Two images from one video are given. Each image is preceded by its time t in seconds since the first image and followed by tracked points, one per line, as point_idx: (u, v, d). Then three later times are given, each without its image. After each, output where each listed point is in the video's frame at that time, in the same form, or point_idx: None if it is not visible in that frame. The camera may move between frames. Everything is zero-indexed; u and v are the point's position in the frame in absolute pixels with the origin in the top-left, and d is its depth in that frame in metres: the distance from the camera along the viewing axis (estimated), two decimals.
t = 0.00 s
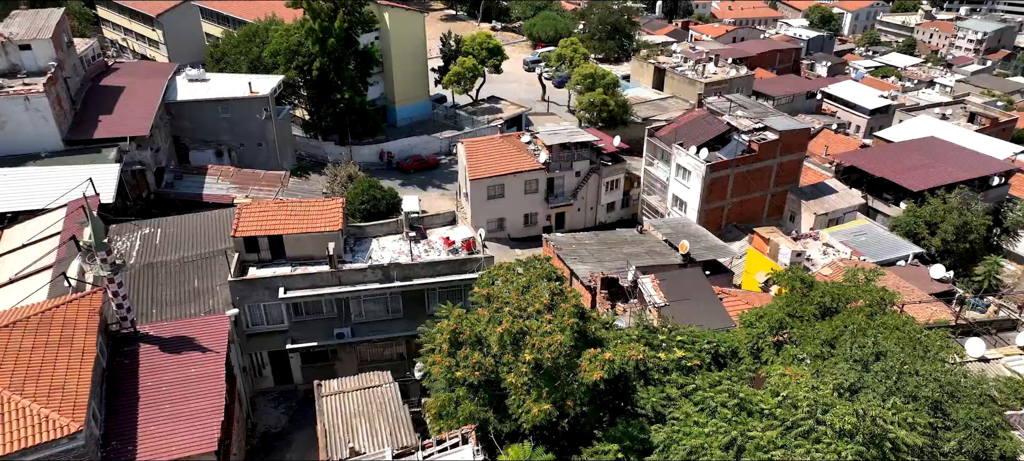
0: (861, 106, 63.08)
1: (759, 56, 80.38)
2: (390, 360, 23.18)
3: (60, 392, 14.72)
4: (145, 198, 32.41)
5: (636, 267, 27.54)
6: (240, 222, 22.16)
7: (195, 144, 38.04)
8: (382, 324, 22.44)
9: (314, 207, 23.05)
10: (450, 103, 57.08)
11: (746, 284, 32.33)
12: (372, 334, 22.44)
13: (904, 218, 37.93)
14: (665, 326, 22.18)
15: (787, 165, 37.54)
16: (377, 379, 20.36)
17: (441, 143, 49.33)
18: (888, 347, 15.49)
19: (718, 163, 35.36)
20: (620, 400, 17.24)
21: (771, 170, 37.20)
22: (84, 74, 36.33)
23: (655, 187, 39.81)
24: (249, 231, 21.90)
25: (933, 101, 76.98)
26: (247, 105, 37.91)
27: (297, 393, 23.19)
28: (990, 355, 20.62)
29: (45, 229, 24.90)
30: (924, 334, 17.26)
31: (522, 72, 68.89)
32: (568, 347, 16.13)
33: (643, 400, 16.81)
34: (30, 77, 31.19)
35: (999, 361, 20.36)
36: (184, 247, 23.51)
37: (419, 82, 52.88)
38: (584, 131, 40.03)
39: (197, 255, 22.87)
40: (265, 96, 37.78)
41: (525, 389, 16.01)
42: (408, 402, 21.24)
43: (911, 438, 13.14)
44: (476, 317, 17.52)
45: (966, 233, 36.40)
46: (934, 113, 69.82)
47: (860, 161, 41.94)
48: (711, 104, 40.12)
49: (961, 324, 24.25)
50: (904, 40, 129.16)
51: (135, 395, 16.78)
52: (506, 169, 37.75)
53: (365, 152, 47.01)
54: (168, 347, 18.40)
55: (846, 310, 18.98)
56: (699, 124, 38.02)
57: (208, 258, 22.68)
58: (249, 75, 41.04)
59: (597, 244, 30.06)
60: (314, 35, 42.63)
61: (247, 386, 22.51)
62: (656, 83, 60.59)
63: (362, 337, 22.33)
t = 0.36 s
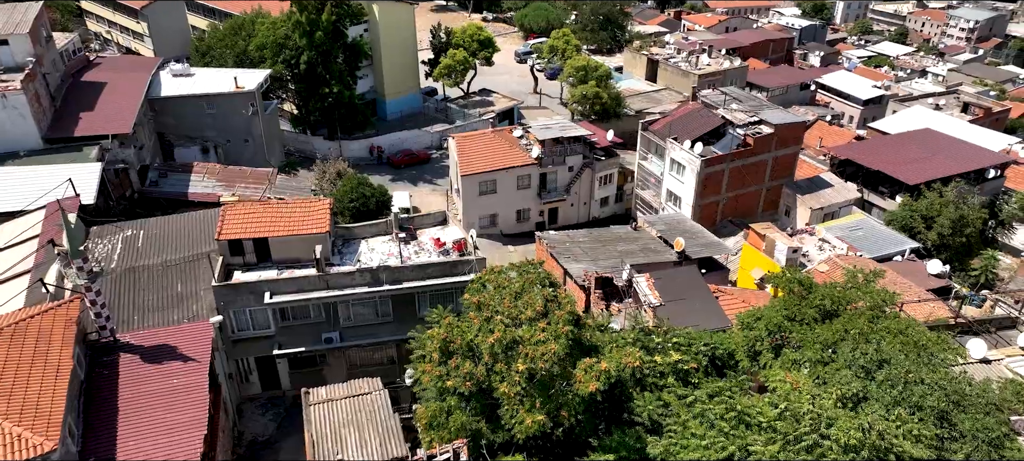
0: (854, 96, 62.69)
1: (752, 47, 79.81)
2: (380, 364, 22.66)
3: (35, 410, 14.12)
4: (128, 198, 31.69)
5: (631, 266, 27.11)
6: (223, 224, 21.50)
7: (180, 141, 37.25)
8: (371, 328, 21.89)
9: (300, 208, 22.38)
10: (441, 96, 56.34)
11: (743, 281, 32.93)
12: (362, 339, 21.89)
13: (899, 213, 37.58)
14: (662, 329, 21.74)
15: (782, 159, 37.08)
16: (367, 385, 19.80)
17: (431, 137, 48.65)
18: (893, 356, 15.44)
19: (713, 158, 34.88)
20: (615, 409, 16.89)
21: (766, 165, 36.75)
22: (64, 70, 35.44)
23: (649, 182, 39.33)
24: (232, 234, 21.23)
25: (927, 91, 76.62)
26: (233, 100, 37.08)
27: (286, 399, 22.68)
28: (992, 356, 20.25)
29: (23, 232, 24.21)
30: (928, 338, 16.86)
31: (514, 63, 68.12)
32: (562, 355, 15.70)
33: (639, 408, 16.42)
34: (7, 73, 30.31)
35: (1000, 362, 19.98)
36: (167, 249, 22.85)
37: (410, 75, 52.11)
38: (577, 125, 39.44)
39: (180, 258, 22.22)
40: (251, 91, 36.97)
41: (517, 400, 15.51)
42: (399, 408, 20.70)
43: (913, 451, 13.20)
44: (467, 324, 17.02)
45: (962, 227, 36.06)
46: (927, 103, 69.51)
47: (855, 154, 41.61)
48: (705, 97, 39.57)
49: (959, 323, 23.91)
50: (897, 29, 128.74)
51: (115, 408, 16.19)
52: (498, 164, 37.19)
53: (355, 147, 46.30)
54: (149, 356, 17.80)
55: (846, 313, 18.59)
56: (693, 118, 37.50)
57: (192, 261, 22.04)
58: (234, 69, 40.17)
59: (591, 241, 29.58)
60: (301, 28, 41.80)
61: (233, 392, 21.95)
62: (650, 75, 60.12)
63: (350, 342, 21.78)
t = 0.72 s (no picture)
0: (848, 87, 62.31)
1: (745, 37, 79.30)
2: (371, 369, 22.19)
3: (9, 428, 13.57)
4: (112, 197, 30.97)
5: (627, 264, 26.65)
6: (207, 227, 20.90)
7: (165, 137, 36.50)
8: (361, 333, 21.40)
9: (287, 209, 21.81)
10: (432, 89, 55.66)
11: (738, 277, 32.22)
12: (351, 343, 21.40)
13: (895, 207, 37.19)
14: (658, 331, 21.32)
15: (777, 153, 36.64)
16: (356, 392, 19.26)
17: (423, 132, 48.04)
18: (896, 363, 15.27)
19: (708, 153, 34.41)
20: (612, 417, 16.54)
21: (761, 159, 36.31)
22: (45, 65, 34.61)
23: (643, 176, 38.87)
24: (217, 237, 20.63)
25: (920, 81, 76.30)
26: (219, 96, 36.34)
27: (274, 405, 22.18)
28: (993, 357, 19.94)
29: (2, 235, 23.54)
30: (930, 342, 16.56)
31: (506, 55, 67.41)
32: (557, 365, 15.42)
33: (636, 416, 15.95)
34: None
35: (1002, 363, 19.67)
36: (151, 252, 22.23)
37: (400, 68, 51.39)
38: (570, 119, 38.87)
39: (164, 261, 21.60)
40: (238, 86, 36.25)
41: (511, 410, 15.04)
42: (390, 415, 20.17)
43: None
44: (458, 332, 16.56)
45: (959, 221, 35.78)
46: (921, 93, 69.11)
47: (850, 147, 41.29)
48: (699, 91, 39.04)
49: (958, 321, 23.53)
50: (889, 18, 128.31)
51: (96, 421, 15.66)
52: (490, 160, 36.64)
53: (345, 142, 45.62)
54: (131, 366, 17.25)
55: (846, 317, 18.20)
56: (687, 112, 37.02)
57: (177, 265, 21.43)
58: (221, 63, 39.38)
59: (585, 239, 29.13)
60: (288, 21, 41.04)
61: (219, 399, 21.42)
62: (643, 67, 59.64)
63: (340, 347, 21.28)
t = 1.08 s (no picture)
0: (841, 77, 61.87)
1: (738, 27, 78.70)
2: (361, 374, 21.64)
3: None
4: (94, 197, 30.19)
5: (621, 263, 26.11)
6: (189, 231, 20.25)
7: (149, 134, 35.67)
8: (350, 338, 20.84)
9: (272, 212, 21.18)
10: (422, 82, 54.90)
11: (732, 273, 31.97)
12: (340, 349, 20.86)
13: (891, 201, 36.79)
14: (654, 333, 20.86)
15: (772, 147, 36.19)
16: (346, 400, 18.81)
17: (413, 126, 47.35)
18: (899, 372, 14.84)
19: (702, 147, 33.92)
20: (609, 425, 15.98)
21: (756, 153, 35.85)
22: (24, 61, 33.70)
23: (637, 171, 38.39)
24: (199, 241, 19.99)
25: (913, 71, 75.96)
26: (203, 92, 35.52)
27: (261, 412, 21.65)
28: (994, 358, 19.61)
29: None
30: (931, 347, 16.22)
31: (497, 47, 66.62)
32: (552, 376, 15.01)
33: (633, 426, 15.50)
34: None
35: (1004, 365, 19.33)
36: (132, 256, 21.55)
37: (390, 61, 50.61)
38: (563, 113, 38.30)
39: (146, 266, 20.95)
40: (222, 82, 35.47)
41: (505, 423, 14.61)
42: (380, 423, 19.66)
43: None
44: (450, 342, 16.11)
45: (955, 215, 35.46)
46: (914, 83, 68.73)
47: (845, 140, 40.90)
48: (693, 84, 38.50)
49: (958, 320, 23.19)
50: (881, 7, 127.74)
51: (73, 438, 15.10)
52: (481, 155, 36.03)
53: (334, 137, 44.88)
54: (110, 378, 16.67)
55: (846, 321, 17.84)
56: (681, 105, 36.48)
57: (159, 270, 20.78)
58: (205, 58, 38.53)
59: (578, 237, 28.63)
60: (274, 14, 40.20)
61: (204, 407, 20.83)
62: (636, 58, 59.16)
63: (329, 353, 20.74)
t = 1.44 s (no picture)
0: (833, 67, 61.44)
1: (730, 17, 78.17)
2: (349, 380, 21.12)
3: None
4: (75, 197, 29.45)
5: (615, 262, 25.74)
6: (170, 235, 19.64)
7: (132, 132, 34.90)
8: (338, 343, 20.32)
9: (256, 215, 20.58)
10: (411, 75, 54.18)
11: (727, 270, 32.00)
12: (328, 356, 20.34)
13: (886, 194, 36.42)
14: (648, 336, 20.49)
15: (766, 141, 35.77)
16: (334, 409, 18.24)
17: (402, 120, 46.65)
18: (901, 380, 14.40)
19: (696, 142, 33.47)
20: (603, 436, 15.56)
21: (750, 147, 35.41)
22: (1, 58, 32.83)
23: (630, 166, 37.94)
24: (181, 246, 19.39)
25: (905, 61, 75.60)
26: (187, 88, 34.74)
27: (248, 420, 21.15)
28: (995, 359, 19.28)
29: None
30: (932, 352, 15.82)
31: (487, 39, 65.86)
32: (542, 387, 14.52)
33: (630, 435, 15.06)
34: None
35: (1004, 366, 19.00)
36: (112, 262, 20.92)
37: (378, 55, 49.85)
38: (554, 108, 37.74)
39: (127, 272, 20.34)
40: (207, 78, 34.70)
41: (496, 436, 14.13)
42: (369, 431, 19.13)
43: None
44: (440, 350, 15.63)
45: (950, 208, 35.16)
46: (907, 74, 68.32)
47: (839, 133, 40.54)
48: (686, 77, 37.98)
49: (956, 319, 22.83)
50: None
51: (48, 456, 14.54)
52: (471, 151, 35.47)
53: (322, 132, 44.18)
54: (88, 391, 16.12)
55: (846, 325, 17.45)
56: (674, 99, 35.98)
57: (140, 276, 20.17)
58: (189, 53, 37.68)
59: (571, 235, 28.16)
60: (259, 8, 39.38)
61: (189, 416, 20.30)
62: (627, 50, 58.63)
63: (316, 360, 20.21)
